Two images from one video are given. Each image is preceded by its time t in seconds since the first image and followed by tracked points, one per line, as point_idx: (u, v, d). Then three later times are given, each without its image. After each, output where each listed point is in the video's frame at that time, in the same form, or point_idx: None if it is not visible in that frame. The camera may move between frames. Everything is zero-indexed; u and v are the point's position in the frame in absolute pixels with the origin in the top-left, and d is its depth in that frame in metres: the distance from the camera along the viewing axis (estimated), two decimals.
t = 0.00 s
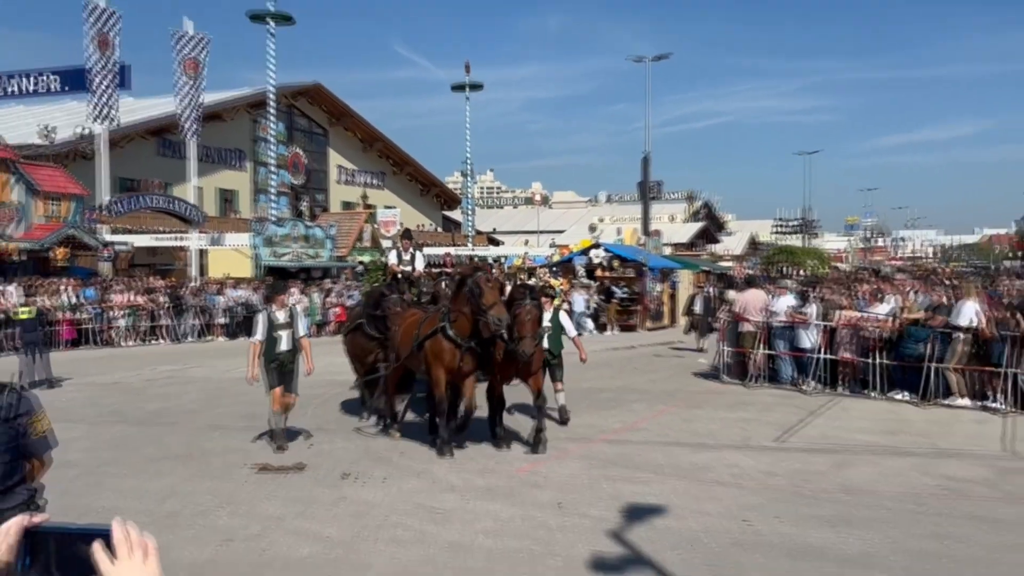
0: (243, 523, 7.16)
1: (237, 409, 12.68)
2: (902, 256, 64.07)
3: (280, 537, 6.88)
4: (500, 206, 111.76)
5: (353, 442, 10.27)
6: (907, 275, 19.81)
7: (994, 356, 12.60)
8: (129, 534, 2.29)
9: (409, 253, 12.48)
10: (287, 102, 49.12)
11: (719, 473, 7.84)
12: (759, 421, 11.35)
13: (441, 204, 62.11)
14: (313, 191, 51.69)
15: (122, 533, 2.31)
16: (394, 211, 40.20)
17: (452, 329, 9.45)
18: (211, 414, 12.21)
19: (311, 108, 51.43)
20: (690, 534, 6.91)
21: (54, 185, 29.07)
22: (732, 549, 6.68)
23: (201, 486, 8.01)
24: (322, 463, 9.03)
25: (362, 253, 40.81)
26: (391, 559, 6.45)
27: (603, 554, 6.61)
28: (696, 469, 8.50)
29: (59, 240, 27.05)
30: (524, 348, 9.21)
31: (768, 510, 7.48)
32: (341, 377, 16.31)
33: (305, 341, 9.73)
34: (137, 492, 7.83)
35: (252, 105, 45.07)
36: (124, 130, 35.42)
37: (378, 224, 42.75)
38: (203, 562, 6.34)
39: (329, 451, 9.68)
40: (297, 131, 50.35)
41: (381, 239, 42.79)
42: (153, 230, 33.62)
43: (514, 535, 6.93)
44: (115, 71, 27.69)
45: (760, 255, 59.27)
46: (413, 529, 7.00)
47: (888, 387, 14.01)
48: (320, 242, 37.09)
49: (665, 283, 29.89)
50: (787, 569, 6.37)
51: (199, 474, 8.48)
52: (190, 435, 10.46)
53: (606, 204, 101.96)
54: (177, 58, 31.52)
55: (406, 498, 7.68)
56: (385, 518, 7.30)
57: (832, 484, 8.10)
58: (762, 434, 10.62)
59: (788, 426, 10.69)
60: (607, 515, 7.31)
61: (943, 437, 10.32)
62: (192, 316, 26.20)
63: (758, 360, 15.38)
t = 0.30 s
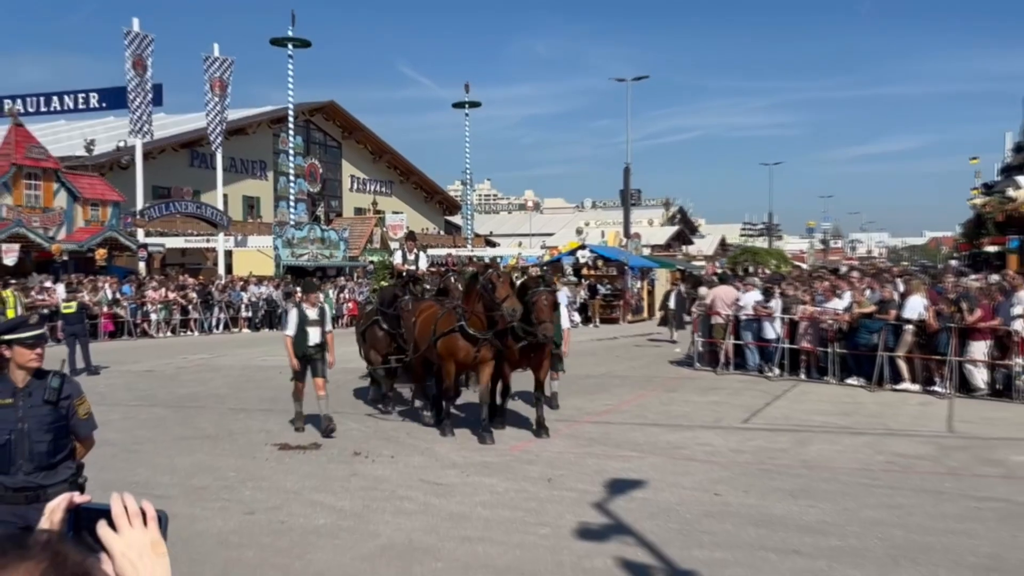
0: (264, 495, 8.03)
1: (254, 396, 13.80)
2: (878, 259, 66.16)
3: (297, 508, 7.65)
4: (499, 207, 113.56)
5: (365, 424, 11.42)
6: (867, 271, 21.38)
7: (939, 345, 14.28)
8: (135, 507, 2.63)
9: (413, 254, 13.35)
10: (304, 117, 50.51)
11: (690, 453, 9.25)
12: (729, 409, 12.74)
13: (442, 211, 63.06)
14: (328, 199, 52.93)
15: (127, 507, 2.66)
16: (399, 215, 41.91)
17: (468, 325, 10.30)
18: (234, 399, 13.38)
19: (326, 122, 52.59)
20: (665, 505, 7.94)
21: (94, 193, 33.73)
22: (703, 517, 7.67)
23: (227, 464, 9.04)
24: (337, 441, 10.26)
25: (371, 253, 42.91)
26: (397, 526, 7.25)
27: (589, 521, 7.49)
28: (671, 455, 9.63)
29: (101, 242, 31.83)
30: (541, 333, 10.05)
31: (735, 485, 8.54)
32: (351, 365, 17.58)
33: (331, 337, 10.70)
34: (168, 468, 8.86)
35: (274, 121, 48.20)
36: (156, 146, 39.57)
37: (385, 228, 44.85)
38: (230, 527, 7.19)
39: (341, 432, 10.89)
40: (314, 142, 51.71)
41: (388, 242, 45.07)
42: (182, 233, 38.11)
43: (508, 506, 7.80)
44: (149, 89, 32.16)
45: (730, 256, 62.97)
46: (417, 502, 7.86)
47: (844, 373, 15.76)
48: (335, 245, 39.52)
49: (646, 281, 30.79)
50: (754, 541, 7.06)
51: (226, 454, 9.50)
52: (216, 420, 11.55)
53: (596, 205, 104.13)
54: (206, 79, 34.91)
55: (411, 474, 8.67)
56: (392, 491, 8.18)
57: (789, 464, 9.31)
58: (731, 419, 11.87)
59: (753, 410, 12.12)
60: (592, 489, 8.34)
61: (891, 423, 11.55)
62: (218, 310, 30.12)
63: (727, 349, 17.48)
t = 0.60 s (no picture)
0: (263, 488, 8.20)
1: (253, 391, 14.01)
2: (864, 256, 66.73)
3: (295, 500, 7.83)
4: (493, 208, 113.97)
5: (361, 419, 11.64)
6: (853, 267, 21.69)
7: (920, 341, 14.53)
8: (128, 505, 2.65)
9: (408, 252, 13.52)
10: (302, 119, 50.72)
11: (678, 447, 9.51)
12: (717, 402, 13.01)
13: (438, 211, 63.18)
14: (326, 199, 53.13)
15: (119, 504, 2.66)
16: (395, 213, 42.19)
17: (479, 324, 10.40)
18: (233, 394, 13.60)
19: (324, 124, 52.78)
20: (654, 497, 8.18)
21: (98, 193, 33.88)
22: (692, 508, 7.90)
23: (227, 457, 9.23)
24: (335, 434, 10.50)
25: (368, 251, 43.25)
26: (394, 518, 7.42)
27: (580, 513, 7.70)
28: (661, 447, 9.86)
29: (104, 241, 31.84)
30: (558, 337, 10.27)
31: (722, 477, 8.79)
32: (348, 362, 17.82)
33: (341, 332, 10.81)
34: (170, 461, 9.06)
35: (273, 123, 48.39)
36: (157, 147, 39.75)
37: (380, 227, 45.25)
38: (230, 520, 7.35)
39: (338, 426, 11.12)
40: (311, 143, 51.93)
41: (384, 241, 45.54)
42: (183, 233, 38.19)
43: (501, 499, 7.99)
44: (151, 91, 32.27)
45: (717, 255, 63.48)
46: (412, 494, 8.05)
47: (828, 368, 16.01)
48: (333, 243, 39.70)
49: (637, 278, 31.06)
50: (741, 532, 7.25)
51: (226, 447, 9.70)
52: (216, 414, 11.75)
53: (584, 205, 104.78)
54: (207, 82, 35.05)
55: (407, 467, 8.86)
56: (387, 484, 8.38)
57: (774, 457, 9.56)
58: (718, 412, 12.13)
59: (739, 404, 12.37)
60: (584, 482, 8.56)
61: (875, 417, 11.85)
62: (218, 307, 30.35)
63: (715, 345, 17.75)
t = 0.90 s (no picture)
0: (260, 482, 8.37)
1: (251, 387, 14.15)
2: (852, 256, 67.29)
3: (292, 494, 7.99)
4: (488, 207, 114.15)
5: (356, 415, 11.84)
6: (840, 266, 21.97)
7: (903, 338, 14.77)
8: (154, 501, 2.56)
9: (403, 251, 13.72)
10: (298, 120, 50.87)
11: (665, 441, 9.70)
12: (707, 398, 13.21)
13: (432, 210, 63.31)
14: (321, 198, 53.23)
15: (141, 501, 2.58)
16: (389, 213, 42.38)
17: (491, 320, 10.50)
18: (230, 390, 13.75)
19: (319, 125, 52.90)
20: (643, 490, 8.36)
21: (98, 194, 34.05)
22: (680, 501, 8.10)
23: (224, 452, 9.39)
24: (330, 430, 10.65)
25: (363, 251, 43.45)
26: (388, 511, 7.59)
27: (570, 506, 7.89)
28: (650, 443, 10.06)
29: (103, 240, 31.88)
30: (570, 330, 10.29)
31: (709, 471, 9.00)
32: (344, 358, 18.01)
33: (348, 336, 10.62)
34: (169, 456, 9.21)
35: (269, 124, 48.52)
36: (154, 148, 39.86)
37: (375, 227, 45.45)
38: (228, 513, 7.50)
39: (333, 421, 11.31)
40: (307, 144, 52.10)
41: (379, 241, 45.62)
42: (182, 233, 38.27)
43: (494, 492, 8.17)
44: (149, 93, 32.36)
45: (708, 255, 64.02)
46: (407, 488, 8.23)
47: (813, 364, 16.25)
48: (329, 242, 39.82)
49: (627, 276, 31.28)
50: (727, 525, 7.43)
51: (223, 443, 9.85)
52: (214, 410, 11.89)
53: (576, 204, 105.12)
54: (205, 84, 35.15)
55: (401, 462, 9.04)
56: (382, 478, 8.54)
57: (761, 452, 9.77)
58: (707, 408, 12.34)
59: (727, 400, 12.58)
60: (575, 476, 8.75)
61: (860, 412, 12.09)
62: (217, 305, 30.42)
63: (703, 342, 17.99)
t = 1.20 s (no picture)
0: (251, 481, 8.37)
1: (242, 386, 14.12)
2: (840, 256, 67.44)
3: (283, 493, 8.00)
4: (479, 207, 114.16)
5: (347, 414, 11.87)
6: (828, 266, 22.07)
7: (891, 337, 14.85)
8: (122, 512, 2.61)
9: (394, 251, 13.76)
10: (290, 120, 50.84)
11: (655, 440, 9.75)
12: (697, 397, 13.26)
13: (424, 210, 63.27)
14: (313, 198, 53.17)
15: (113, 506, 2.64)
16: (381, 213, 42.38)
17: (498, 321, 10.33)
18: (221, 389, 13.75)
19: (311, 124, 52.87)
20: (633, 489, 8.41)
21: (88, 192, 34.17)
22: (670, 499, 8.15)
23: (216, 451, 9.39)
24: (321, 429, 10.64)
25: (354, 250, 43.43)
26: (379, 510, 7.61)
27: (561, 505, 7.92)
28: (640, 441, 10.10)
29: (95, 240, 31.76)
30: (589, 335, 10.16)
31: (699, 469, 9.05)
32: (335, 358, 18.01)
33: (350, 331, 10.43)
34: (161, 455, 9.21)
35: (260, 124, 48.44)
36: (146, 147, 39.75)
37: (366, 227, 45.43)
38: (220, 512, 7.51)
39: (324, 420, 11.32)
40: (299, 144, 52.06)
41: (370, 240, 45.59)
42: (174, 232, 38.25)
43: (485, 491, 8.20)
44: (141, 92, 32.26)
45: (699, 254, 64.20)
46: (398, 487, 8.25)
47: (802, 363, 16.32)
48: (320, 242, 39.77)
49: (617, 276, 31.31)
50: (717, 522, 7.48)
51: (215, 442, 9.85)
52: (205, 409, 11.90)
53: (566, 204, 105.33)
54: (196, 83, 35.08)
55: (393, 461, 9.06)
56: (374, 477, 8.56)
57: (750, 450, 9.82)
58: (697, 407, 12.39)
59: (716, 399, 12.63)
60: (565, 475, 8.78)
61: (848, 410, 12.16)
62: (208, 304, 30.36)
63: (693, 341, 18.09)
